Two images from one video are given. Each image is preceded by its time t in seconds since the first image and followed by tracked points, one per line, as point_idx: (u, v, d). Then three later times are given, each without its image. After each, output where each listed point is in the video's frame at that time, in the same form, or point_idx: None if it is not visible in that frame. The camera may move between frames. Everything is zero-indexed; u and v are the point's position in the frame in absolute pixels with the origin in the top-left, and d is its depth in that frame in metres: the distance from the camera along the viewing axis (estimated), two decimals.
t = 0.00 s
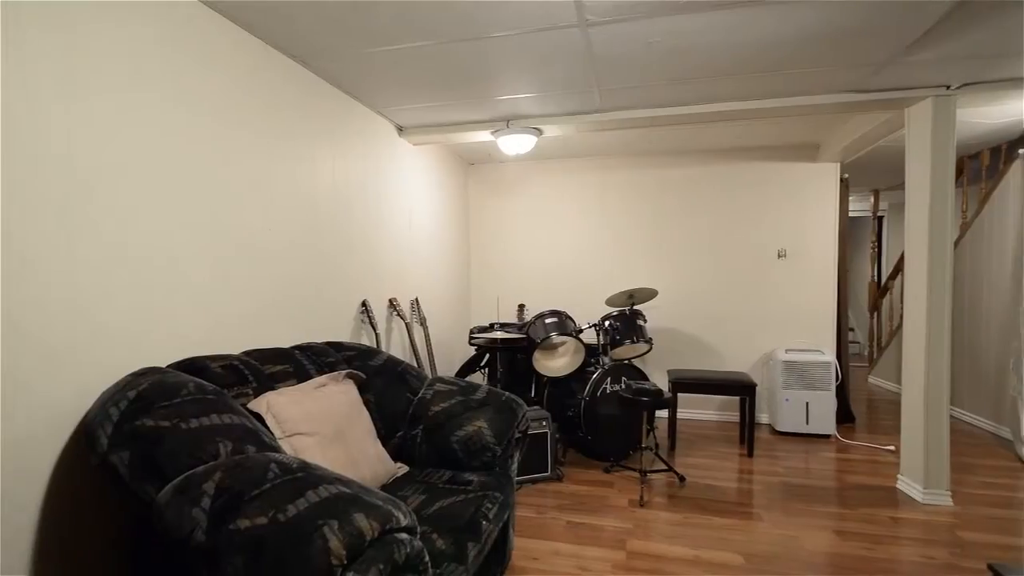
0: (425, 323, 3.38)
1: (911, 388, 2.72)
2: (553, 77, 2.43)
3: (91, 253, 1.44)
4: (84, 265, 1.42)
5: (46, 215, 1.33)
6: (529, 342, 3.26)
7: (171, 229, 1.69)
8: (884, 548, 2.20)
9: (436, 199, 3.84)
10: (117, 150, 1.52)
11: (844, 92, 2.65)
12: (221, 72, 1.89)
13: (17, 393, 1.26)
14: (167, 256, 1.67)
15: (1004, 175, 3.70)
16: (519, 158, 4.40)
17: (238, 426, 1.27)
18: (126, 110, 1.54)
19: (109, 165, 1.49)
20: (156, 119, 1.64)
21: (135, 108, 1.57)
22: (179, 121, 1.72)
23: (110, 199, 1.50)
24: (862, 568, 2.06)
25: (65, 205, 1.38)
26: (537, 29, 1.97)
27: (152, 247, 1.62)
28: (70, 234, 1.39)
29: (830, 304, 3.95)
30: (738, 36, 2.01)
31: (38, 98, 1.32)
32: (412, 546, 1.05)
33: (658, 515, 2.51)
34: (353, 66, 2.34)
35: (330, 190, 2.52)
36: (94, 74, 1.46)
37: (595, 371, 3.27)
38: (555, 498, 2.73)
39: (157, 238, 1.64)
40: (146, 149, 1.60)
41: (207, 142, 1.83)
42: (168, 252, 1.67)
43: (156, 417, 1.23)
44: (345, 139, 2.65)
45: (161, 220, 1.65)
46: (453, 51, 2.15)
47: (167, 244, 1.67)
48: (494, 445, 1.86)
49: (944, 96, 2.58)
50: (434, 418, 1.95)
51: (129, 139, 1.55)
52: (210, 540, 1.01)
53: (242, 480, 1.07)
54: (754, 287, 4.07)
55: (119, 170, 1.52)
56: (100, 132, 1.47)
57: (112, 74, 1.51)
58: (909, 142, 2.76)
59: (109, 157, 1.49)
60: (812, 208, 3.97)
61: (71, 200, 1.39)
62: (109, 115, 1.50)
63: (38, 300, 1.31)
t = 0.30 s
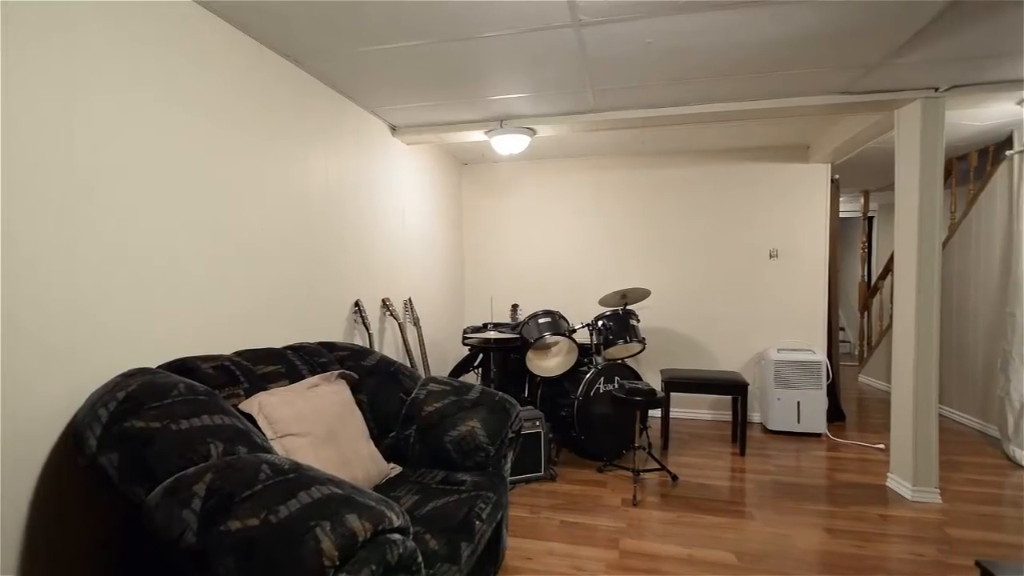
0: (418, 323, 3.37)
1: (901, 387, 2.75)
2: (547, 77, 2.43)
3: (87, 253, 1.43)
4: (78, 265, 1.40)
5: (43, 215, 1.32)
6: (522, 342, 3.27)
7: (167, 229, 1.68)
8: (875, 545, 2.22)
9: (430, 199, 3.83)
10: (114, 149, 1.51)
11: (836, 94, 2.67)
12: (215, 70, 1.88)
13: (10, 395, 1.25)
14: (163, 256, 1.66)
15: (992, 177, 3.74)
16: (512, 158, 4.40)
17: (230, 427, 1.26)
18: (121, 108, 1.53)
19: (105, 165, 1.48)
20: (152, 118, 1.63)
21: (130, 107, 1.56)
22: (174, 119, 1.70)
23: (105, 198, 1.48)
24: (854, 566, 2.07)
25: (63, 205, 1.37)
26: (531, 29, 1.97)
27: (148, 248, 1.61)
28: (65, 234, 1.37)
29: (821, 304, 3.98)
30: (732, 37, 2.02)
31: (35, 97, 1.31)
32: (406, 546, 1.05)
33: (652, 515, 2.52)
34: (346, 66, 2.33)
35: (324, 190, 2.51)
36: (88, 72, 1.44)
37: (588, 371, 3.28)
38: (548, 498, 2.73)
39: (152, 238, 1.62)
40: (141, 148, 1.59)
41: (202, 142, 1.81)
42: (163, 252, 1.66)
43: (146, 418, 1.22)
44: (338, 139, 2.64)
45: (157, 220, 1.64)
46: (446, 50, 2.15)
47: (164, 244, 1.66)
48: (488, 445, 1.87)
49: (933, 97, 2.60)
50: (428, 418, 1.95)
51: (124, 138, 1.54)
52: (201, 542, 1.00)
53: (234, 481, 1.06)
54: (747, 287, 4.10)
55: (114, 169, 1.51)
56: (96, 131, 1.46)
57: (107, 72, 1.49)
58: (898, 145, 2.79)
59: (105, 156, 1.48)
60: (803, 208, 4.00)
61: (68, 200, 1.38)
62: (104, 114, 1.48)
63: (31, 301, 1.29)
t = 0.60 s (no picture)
0: (410, 323, 3.36)
1: (888, 386, 2.78)
2: (539, 77, 2.44)
3: (75, 253, 1.41)
4: (70, 265, 1.39)
5: (30, 214, 1.30)
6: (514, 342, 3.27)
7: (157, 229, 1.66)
8: (862, 542, 2.25)
9: (421, 199, 3.82)
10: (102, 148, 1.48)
11: (825, 96, 2.70)
12: (206, 68, 1.86)
13: None
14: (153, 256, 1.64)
15: (976, 179, 3.80)
16: (504, 158, 4.40)
17: (218, 428, 1.25)
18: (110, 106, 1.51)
19: (94, 164, 1.46)
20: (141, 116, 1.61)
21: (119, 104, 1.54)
22: (164, 118, 1.69)
23: (94, 197, 1.46)
24: (842, 563, 2.10)
25: (48, 205, 1.34)
26: (522, 29, 1.97)
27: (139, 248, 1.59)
28: (53, 234, 1.35)
29: (810, 303, 4.02)
30: (722, 39, 2.04)
31: (24, 94, 1.29)
32: (396, 547, 1.05)
33: (642, 513, 2.54)
34: (338, 66, 2.33)
35: (315, 189, 2.50)
36: (77, 68, 1.42)
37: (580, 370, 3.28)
38: (540, 497, 2.74)
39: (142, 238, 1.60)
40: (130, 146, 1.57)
41: (193, 141, 1.80)
42: (154, 252, 1.64)
43: (133, 419, 1.20)
44: (330, 138, 2.63)
45: (147, 220, 1.62)
46: (437, 50, 2.15)
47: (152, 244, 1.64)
48: (479, 445, 1.86)
49: (921, 100, 2.64)
50: (418, 419, 1.94)
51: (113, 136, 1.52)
52: (188, 545, 0.99)
53: (222, 484, 1.05)
54: (737, 287, 4.13)
55: (104, 168, 1.49)
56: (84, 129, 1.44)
57: (95, 69, 1.47)
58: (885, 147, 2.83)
59: (93, 154, 1.46)
60: (792, 209, 4.04)
61: (55, 200, 1.36)
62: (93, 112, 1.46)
63: (18, 302, 1.27)
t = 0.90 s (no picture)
0: (402, 323, 3.35)
1: (877, 385, 2.81)
2: (531, 77, 2.44)
3: (60, 253, 1.39)
4: (71, 264, 1.42)
5: (13, 213, 1.28)
6: (507, 342, 3.27)
7: (145, 229, 1.64)
8: (851, 539, 2.27)
9: (414, 198, 3.80)
10: (88, 146, 1.47)
11: (815, 97, 2.72)
12: (195, 66, 1.84)
13: None
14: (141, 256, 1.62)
15: (963, 181, 3.85)
16: (497, 158, 4.39)
17: (208, 430, 1.24)
18: (96, 104, 1.49)
19: (79, 162, 1.44)
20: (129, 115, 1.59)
21: (106, 102, 1.52)
22: (160, 118, 1.70)
23: (94, 197, 1.48)
24: (831, 560, 2.12)
25: (32, 204, 1.32)
26: (515, 28, 1.97)
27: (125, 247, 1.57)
28: (53, 234, 1.37)
29: (800, 303, 4.06)
30: (713, 40, 2.05)
31: (19, 94, 1.30)
32: (388, 548, 1.04)
33: (635, 512, 2.54)
34: (330, 65, 2.31)
35: (307, 189, 2.48)
36: (62, 66, 1.40)
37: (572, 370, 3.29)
38: (532, 497, 2.74)
39: (129, 237, 1.59)
40: (117, 145, 1.55)
41: (181, 139, 1.77)
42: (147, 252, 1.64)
43: (121, 421, 1.19)
44: (322, 138, 2.61)
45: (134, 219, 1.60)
46: (430, 49, 2.14)
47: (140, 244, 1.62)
48: (472, 445, 1.86)
49: (909, 102, 2.67)
50: (411, 419, 1.94)
51: (99, 134, 1.50)
52: (177, 547, 0.98)
53: (212, 485, 1.04)
54: (728, 287, 4.15)
55: (90, 167, 1.47)
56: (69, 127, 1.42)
57: (81, 66, 1.45)
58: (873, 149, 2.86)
59: (79, 153, 1.44)
60: (783, 210, 4.07)
61: (38, 199, 1.34)
62: (78, 110, 1.44)
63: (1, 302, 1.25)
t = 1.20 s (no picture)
0: (394, 323, 3.34)
1: (864, 384, 2.84)
2: (523, 77, 2.44)
3: (55, 252, 1.40)
4: (70, 262, 1.44)
5: (12, 212, 1.29)
6: (499, 342, 3.26)
7: (139, 228, 1.64)
8: (839, 536, 2.30)
9: (406, 198, 3.79)
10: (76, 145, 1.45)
11: (804, 99, 2.75)
12: (184, 64, 1.82)
13: None
14: (130, 256, 1.61)
15: (948, 182, 3.91)
16: (489, 158, 4.39)
17: (197, 431, 1.22)
18: (83, 102, 1.47)
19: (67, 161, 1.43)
20: (116, 112, 1.56)
21: (99, 101, 1.51)
22: (156, 118, 1.70)
23: (95, 198, 1.50)
24: (820, 557, 2.14)
25: (19, 204, 1.31)
26: (508, 28, 1.97)
27: (113, 247, 1.56)
28: (53, 233, 1.39)
29: (790, 303, 4.10)
30: (705, 41, 2.06)
31: (19, 93, 1.31)
32: (378, 549, 1.04)
33: (626, 512, 2.55)
34: (321, 65, 2.30)
35: (298, 189, 2.46)
36: (46, 62, 1.38)
37: (564, 370, 3.29)
38: (524, 497, 2.74)
39: (118, 237, 1.57)
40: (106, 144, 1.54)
41: (171, 138, 1.76)
42: (142, 251, 1.65)
43: (107, 422, 1.17)
44: (313, 137, 2.59)
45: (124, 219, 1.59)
46: (421, 48, 2.13)
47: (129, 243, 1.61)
48: (463, 446, 1.86)
49: (897, 104, 2.70)
50: (402, 419, 1.93)
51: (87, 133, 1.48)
52: (164, 549, 0.97)
53: (200, 487, 1.03)
54: (719, 287, 4.18)
55: (80, 166, 1.46)
56: (56, 125, 1.40)
57: (66, 62, 1.43)
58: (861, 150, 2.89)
59: (67, 151, 1.43)
60: (773, 210, 4.10)
61: (23, 198, 1.32)
62: (64, 107, 1.42)
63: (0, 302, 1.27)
